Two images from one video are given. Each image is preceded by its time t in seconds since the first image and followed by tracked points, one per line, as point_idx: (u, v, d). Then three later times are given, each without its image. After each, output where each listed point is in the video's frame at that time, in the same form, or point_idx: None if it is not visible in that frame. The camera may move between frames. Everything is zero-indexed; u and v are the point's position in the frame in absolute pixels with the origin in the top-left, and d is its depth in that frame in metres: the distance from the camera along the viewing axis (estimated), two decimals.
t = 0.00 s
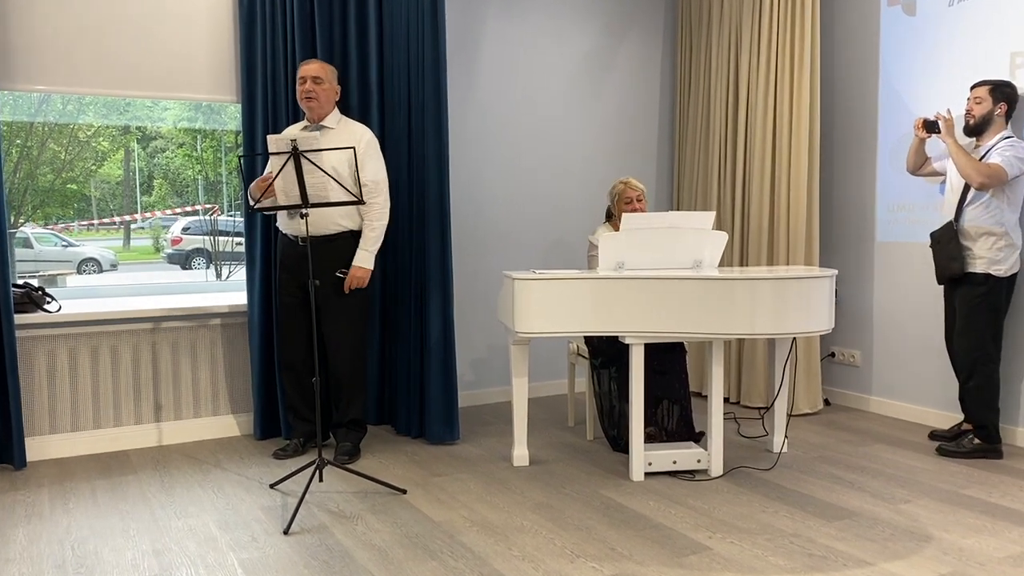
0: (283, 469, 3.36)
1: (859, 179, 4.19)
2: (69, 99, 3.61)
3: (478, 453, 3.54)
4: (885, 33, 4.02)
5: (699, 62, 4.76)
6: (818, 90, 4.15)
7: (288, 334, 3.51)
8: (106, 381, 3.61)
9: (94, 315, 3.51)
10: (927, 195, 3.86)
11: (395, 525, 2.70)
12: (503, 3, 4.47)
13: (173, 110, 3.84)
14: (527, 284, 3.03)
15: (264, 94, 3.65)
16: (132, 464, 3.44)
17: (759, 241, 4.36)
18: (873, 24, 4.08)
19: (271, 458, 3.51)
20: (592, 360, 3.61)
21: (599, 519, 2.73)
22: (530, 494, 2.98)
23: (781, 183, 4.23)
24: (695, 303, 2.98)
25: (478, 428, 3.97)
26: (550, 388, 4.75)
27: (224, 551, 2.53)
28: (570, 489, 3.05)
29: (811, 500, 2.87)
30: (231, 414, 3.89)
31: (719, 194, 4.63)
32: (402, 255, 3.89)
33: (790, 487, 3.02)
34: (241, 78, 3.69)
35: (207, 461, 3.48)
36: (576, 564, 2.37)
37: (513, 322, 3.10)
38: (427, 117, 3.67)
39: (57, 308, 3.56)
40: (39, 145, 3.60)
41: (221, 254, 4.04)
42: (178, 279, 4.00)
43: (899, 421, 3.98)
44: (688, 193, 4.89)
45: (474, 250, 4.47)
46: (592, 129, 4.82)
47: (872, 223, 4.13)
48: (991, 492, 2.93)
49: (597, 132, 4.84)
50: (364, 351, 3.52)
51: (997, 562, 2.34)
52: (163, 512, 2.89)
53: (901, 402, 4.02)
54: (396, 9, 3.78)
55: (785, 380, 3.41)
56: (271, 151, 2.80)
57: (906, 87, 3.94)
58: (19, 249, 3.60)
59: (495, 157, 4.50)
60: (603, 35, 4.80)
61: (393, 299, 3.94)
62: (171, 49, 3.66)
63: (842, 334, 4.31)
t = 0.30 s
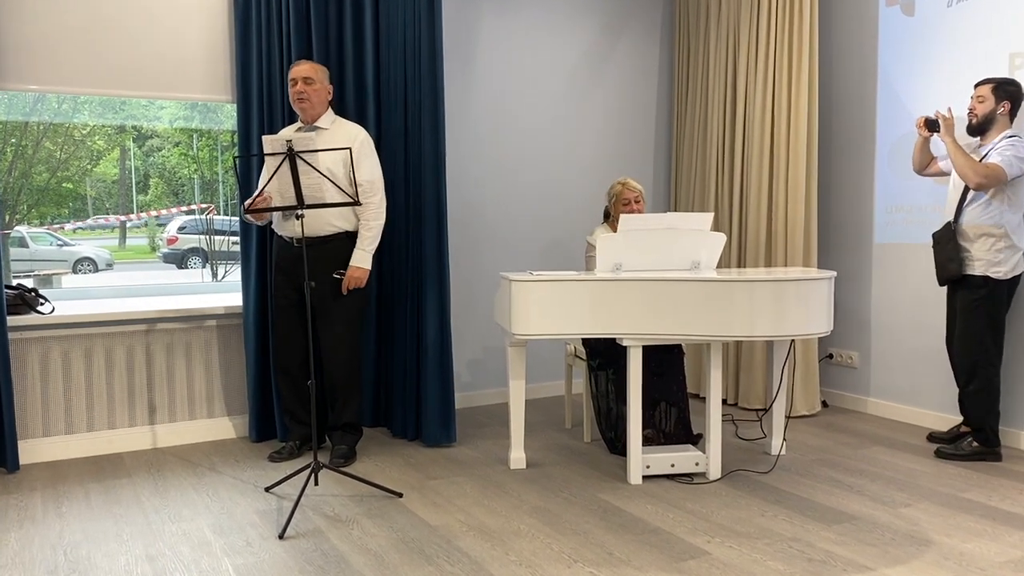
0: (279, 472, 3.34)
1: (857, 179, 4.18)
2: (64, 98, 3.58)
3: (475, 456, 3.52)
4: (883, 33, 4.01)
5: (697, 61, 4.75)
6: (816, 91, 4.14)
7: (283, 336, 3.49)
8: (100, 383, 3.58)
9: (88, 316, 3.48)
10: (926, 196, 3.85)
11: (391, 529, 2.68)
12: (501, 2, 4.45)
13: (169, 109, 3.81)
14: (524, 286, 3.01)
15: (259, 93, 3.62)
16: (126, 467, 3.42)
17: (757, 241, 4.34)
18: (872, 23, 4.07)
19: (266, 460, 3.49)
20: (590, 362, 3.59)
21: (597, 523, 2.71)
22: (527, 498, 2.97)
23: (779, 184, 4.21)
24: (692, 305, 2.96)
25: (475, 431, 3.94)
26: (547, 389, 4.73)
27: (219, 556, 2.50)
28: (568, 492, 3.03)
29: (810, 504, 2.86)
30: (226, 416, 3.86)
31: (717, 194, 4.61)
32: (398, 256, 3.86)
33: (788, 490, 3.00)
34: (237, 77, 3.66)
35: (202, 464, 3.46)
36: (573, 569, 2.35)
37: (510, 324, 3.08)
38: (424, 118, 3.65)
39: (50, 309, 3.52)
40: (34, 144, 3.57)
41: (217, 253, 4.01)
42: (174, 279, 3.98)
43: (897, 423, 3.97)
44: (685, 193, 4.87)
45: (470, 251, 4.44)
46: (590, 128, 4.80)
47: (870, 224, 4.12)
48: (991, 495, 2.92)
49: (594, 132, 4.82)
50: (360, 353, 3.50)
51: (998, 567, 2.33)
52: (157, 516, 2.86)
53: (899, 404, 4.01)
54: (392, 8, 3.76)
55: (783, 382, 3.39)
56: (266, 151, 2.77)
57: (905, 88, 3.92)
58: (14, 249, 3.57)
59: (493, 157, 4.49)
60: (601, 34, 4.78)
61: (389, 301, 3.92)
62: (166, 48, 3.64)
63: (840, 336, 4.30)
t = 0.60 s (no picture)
0: (275, 477, 3.31)
1: (857, 182, 4.16)
2: (60, 98, 3.55)
3: (473, 460, 3.50)
4: (883, 35, 4.00)
5: (696, 63, 4.73)
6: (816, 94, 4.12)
7: (280, 339, 3.46)
8: (95, 386, 3.55)
9: (83, 319, 3.45)
10: (926, 199, 3.83)
11: (388, 535, 2.65)
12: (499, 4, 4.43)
13: (165, 110, 3.78)
14: (523, 290, 2.99)
15: (256, 95, 3.60)
16: (121, 471, 3.39)
17: (756, 244, 4.33)
18: (871, 25, 4.06)
19: (263, 464, 3.46)
20: (588, 365, 3.57)
21: (596, 529, 2.69)
22: (525, 503, 2.94)
23: (779, 187, 4.20)
24: (692, 309, 2.94)
25: (473, 434, 3.92)
26: (546, 392, 4.71)
27: (214, 562, 2.48)
28: (567, 497, 3.01)
29: (809, 509, 2.84)
30: (223, 420, 3.84)
31: (716, 196, 4.59)
32: (395, 260, 3.83)
33: (788, 495, 2.98)
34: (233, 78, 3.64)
35: (197, 468, 3.43)
36: None
37: (508, 328, 3.06)
38: (421, 121, 3.62)
39: (44, 312, 3.49)
40: (29, 145, 3.54)
41: (214, 254, 3.98)
42: (170, 280, 3.94)
43: (897, 427, 3.95)
44: (684, 196, 4.85)
45: (469, 255, 4.42)
46: (588, 130, 4.78)
47: (869, 227, 4.10)
48: (992, 501, 2.90)
49: (593, 133, 4.80)
50: (357, 357, 3.47)
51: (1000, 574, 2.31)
52: (152, 521, 2.83)
53: (899, 408, 3.99)
54: (390, 10, 3.74)
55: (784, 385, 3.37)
56: (262, 153, 2.73)
57: (905, 90, 3.91)
58: (10, 249, 3.54)
59: (492, 160, 4.47)
60: (599, 36, 4.76)
61: (387, 304, 3.89)
62: (162, 49, 3.61)
63: (840, 339, 4.28)
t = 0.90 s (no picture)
0: (273, 479, 3.28)
1: (859, 183, 4.14)
2: (58, 98, 3.52)
3: (473, 463, 3.47)
4: (885, 36, 3.98)
5: (696, 63, 4.71)
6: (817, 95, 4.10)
7: (278, 341, 3.43)
8: (92, 388, 3.52)
9: (80, 321, 3.42)
10: (928, 201, 3.81)
11: (387, 539, 2.63)
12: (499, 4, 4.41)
13: (163, 110, 3.75)
14: (523, 292, 2.97)
15: (255, 95, 3.58)
16: (117, 474, 3.36)
17: (758, 245, 4.30)
18: (873, 26, 4.04)
19: (261, 467, 3.43)
20: (589, 367, 3.55)
21: (597, 533, 2.66)
22: (525, 506, 2.92)
23: (781, 188, 4.18)
24: (693, 311, 2.92)
25: (472, 437, 3.89)
26: (546, 394, 4.68)
27: (211, 566, 2.45)
28: (567, 501, 2.98)
29: (812, 513, 2.81)
30: (221, 422, 3.81)
31: (717, 198, 4.57)
32: (394, 261, 3.81)
33: (790, 499, 2.96)
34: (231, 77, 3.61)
35: (194, 470, 3.40)
36: None
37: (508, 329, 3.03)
38: (421, 122, 3.60)
39: (40, 313, 3.46)
40: (26, 145, 3.51)
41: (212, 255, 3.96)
42: (168, 281, 3.91)
43: (899, 429, 3.93)
44: (685, 197, 4.83)
45: (469, 256, 4.40)
46: (588, 131, 4.76)
47: (871, 229, 4.08)
48: (996, 504, 2.88)
49: (593, 134, 4.78)
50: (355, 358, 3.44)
51: None
52: (149, 524, 2.80)
53: (901, 410, 3.97)
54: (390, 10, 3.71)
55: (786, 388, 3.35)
56: (262, 152, 2.72)
57: (907, 91, 3.89)
58: (6, 249, 3.51)
59: (492, 161, 4.44)
60: (599, 36, 4.74)
61: (386, 306, 3.87)
62: (159, 48, 3.58)
63: (841, 341, 4.26)
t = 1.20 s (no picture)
0: (273, 480, 3.27)
1: (861, 184, 4.13)
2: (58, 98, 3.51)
3: (474, 464, 3.46)
4: (887, 37, 3.97)
5: (698, 64, 4.69)
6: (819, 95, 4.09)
7: (278, 341, 3.42)
8: (91, 388, 3.51)
9: (79, 321, 3.41)
10: (930, 202, 3.80)
11: (388, 541, 2.61)
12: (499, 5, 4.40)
13: (163, 110, 3.74)
14: (524, 293, 2.95)
15: (255, 94, 3.56)
16: (117, 475, 3.34)
17: (759, 246, 4.29)
18: (875, 27, 4.03)
19: (261, 468, 3.42)
20: (590, 369, 3.54)
21: (598, 535, 2.65)
22: (526, 508, 2.91)
23: (783, 189, 4.16)
24: (694, 311, 2.91)
25: (473, 438, 3.88)
26: (546, 395, 4.67)
27: (211, 568, 2.44)
28: (569, 502, 2.97)
29: (815, 515, 2.80)
30: (221, 422, 3.79)
31: (719, 198, 4.56)
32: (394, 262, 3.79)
33: (792, 501, 2.95)
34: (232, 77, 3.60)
35: (194, 471, 3.39)
36: None
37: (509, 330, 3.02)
38: (421, 123, 3.59)
39: (40, 313, 3.44)
40: (26, 144, 3.50)
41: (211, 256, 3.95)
42: (167, 282, 3.90)
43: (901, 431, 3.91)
44: (686, 198, 4.82)
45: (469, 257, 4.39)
46: (589, 132, 4.75)
47: (873, 230, 4.07)
48: (999, 507, 2.87)
49: (594, 134, 4.77)
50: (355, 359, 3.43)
51: None
52: (148, 526, 2.79)
53: (903, 412, 3.95)
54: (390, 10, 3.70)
55: (788, 390, 3.33)
56: (261, 152, 2.71)
57: (910, 92, 3.87)
58: (6, 249, 3.50)
59: (493, 163, 4.43)
60: (600, 36, 4.73)
61: (387, 306, 3.85)
62: (159, 48, 3.57)
63: (843, 342, 4.25)
